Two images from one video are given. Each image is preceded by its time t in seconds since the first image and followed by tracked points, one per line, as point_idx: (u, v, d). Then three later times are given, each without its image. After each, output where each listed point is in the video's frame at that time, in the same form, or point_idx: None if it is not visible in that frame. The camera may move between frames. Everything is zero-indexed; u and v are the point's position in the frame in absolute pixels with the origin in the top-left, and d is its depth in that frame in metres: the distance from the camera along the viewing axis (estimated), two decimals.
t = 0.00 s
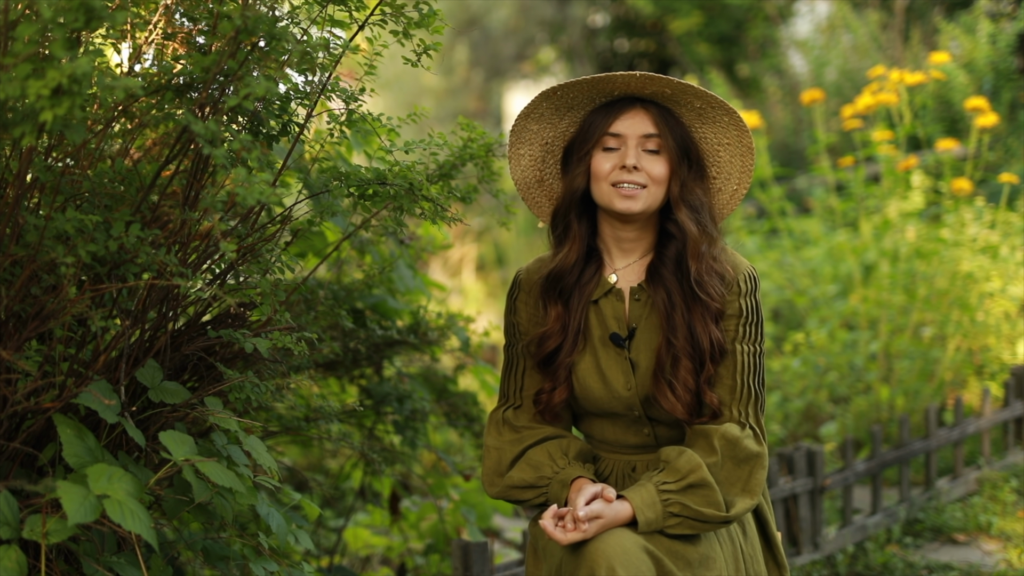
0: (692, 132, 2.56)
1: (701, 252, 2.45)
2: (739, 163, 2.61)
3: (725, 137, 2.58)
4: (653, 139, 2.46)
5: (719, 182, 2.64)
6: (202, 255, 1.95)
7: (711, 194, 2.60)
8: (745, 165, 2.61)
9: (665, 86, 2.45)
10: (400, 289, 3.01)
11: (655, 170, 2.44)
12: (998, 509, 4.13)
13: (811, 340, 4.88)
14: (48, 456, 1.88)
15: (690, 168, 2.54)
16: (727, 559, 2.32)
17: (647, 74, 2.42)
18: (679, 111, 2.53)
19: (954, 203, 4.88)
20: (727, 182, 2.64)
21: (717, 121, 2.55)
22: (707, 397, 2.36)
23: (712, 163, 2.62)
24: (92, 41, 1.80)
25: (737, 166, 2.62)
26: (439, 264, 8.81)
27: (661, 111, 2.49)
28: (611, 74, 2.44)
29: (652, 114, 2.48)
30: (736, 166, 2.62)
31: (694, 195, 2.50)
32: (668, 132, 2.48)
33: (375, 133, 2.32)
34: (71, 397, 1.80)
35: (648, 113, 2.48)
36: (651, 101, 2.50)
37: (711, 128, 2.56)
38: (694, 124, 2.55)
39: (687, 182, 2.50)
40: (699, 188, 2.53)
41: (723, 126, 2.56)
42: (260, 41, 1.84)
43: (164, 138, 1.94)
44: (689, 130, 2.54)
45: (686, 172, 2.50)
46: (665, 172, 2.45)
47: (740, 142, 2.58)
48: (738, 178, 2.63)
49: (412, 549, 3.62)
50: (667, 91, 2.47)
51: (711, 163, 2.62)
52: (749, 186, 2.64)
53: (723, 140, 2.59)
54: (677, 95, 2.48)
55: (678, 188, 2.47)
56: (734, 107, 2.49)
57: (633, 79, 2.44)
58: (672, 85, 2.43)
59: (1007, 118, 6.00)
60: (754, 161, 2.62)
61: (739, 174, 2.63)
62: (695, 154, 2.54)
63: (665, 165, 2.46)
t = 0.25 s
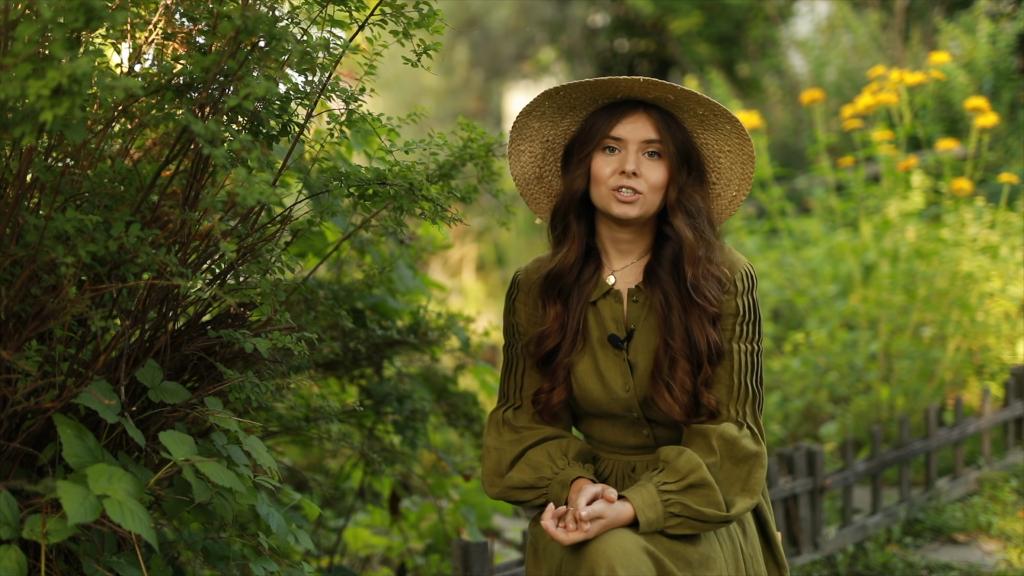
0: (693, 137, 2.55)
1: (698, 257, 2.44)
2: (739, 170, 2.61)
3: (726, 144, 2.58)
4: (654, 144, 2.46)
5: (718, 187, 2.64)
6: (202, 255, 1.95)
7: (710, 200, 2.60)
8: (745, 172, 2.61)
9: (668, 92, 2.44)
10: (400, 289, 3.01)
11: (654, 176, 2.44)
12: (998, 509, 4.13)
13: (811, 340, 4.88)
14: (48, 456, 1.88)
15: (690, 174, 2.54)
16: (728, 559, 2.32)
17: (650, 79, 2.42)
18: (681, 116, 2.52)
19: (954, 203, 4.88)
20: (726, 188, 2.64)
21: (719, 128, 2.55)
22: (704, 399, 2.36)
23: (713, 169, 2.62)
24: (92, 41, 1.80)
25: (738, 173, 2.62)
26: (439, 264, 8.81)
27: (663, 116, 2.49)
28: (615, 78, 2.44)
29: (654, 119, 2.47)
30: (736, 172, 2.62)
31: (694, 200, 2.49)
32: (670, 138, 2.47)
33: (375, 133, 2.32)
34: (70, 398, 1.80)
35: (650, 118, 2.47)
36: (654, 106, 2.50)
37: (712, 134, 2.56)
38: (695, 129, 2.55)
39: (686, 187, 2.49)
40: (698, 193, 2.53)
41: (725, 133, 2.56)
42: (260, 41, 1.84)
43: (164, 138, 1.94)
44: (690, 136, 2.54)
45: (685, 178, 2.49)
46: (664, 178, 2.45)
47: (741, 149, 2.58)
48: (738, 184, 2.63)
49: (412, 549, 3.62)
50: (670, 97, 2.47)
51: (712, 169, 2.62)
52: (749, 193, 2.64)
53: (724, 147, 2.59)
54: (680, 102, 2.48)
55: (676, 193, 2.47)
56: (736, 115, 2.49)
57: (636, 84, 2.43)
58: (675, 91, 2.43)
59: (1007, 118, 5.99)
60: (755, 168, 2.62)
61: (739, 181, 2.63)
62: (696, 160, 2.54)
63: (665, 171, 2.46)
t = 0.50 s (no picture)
0: (695, 139, 2.55)
1: (699, 258, 2.44)
2: (740, 171, 2.61)
3: (728, 145, 2.58)
4: (657, 147, 2.46)
5: (719, 188, 2.64)
6: (202, 255, 1.95)
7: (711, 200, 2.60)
8: (746, 173, 2.62)
9: (673, 95, 2.44)
10: (400, 289, 3.01)
11: (657, 179, 2.43)
12: (998, 509, 4.13)
13: (811, 340, 4.88)
14: (48, 456, 1.88)
15: (692, 175, 2.54)
16: (727, 558, 2.32)
17: (656, 83, 2.41)
18: (684, 118, 2.52)
19: (954, 203, 4.87)
20: (727, 189, 2.64)
21: (722, 130, 2.55)
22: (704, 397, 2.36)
23: (714, 170, 2.62)
24: (92, 41, 1.80)
25: (739, 174, 2.62)
26: (439, 264, 8.81)
27: (667, 119, 2.48)
28: (620, 82, 2.43)
29: (658, 122, 2.47)
30: (737, 174, 2.62)
31: (696, 202, 2.49)
32: (673, 141, 2.47)
33: (375, 133, 2.32)
34: (70, 398, 1.80)
35: (653, 121, 2.47)
36: (657, 108, 2.49)
37: (714, 136, 2.56)
38: (698, 131, 2.55)
39: (688, 189, 2.49)
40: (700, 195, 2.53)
41: (727, 135, 2.56)
42: (260, 41, 1.84)
43: (164, 138, 1.94)
44: (693, 138, 2.54)
45: (688, 180, 2.49)
46: (667, 180, 2.45)
47: (743, 151, 2.58)
48: (739, 185, 2.63)
49: (412, 549, 3.62)
50: (675, 101, 2.46)
51: (713, 169, 2.62)
52: (749, 194, 2.65)
53: (726, 148, 2.59)
54: (685, 105, 2.47)
55: (679, 195, 2.47)
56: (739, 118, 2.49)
57: (641, 87, 2.42)
58: (681, 95, 2.42)
59: (1007, 118, 5.99)
60: (756, 169, 2.62)
61: (740, 182, 2.63)
62: (699, 162, 2.54)
63: (668, 173, 2.45)
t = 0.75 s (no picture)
0: (693, 137, 2.55)
1: (699, 257, 2.44)
2: (739, 168, 2.61)
3: (726, 143, 2.58)
4: (655, 146, 2.46)
5: (718, 186, 2.64)
6: (202, 255, 1.95)
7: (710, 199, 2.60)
8: (745, 171, 2.61)
9: (669, 93, 2.44)
10: (400, 289, 3.01)
11: (656, 177, 2.43)
12: (998, 509, 4.13)
13: (811, 340, 4.88)
14: (48, 456, 1.88)
15: (690, 174, 2.53)
16: (727, 558, 2.32)
17: (652, 81, 2.41)
18: (682, 117, 2.52)
19: (954, 203, 4.87)
20: (726, 187, 2.64)
21: (719, 128, 2.54)
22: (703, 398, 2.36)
23: (713, 168, 2.62)
24: (92, 41, 1.80)
25: (738, 171, 2.62)
26: (439, 264, 8.81)
27: (664, 118, 2.48)
28: (616, 81, 2.43)
29: (655, 120, 2.47)
30: (736, 171, 2.62)
31: (695, 201, 2.49)
32: (671, 139, 2.47)
33: (375, 133, 2.32)
34: (70, 397, 1.80)
35: (650, 119, 2.47)
36: (654, 107, 2.49)
37: (712, 134, 2.56)
38: (696, 129, 2.55)
39: (687, 188, 2.49)
40: (699, 193, 2.53)
41: (725, 132, 2.56)
42: (260, 41, 1.84)
43: (164, 137, 1.94)
44: (690, 136, 2.54)
45: (686, 178, 2.49)
46: (665, 179, 2.45)
47: (741, 148, 2.58)
48: (738, 183, 2.63)
49: (412, 549, 3.62)
50: (671, 99, 2.46)
51: (711, 167, 2.62)
52: (748, 191, 2.65)
53: (724, 146, 2.58)
54: (681, 103, 2.47)
55: (678, 193, 2.47)
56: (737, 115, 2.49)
57: (637, 86, 2.43)
58: (677, 93, 2.42)
59: (1007, 118, 5.99)
60: (755, 167, 2.62)
61: (738, 179, 2.63)
62: (697, 159, 2.54)
63: (666, 171, 2.45)
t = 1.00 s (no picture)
0: (690, 132, 2.56)
1: (700, 253, 2.44)
2: (736, 162, 2.62)
3: (723, 136, 2.58)
4: (652, 140, 2.46)
5: (716, 181, 2.65)
6: (202, 255, 1.95)
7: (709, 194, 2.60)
8: (742, 164, 2.62)
9: (663, 86, 2.45)
10: (400, 289, 3.01)
11: (655, 171, 2.43)
12: (998, 509, 4.13)
13: (811, 340, 4.87)
14: (48, 456, 1.88)
15: (688, 168, 2.54)
16: (728, 558, 2.32)
17: (646, 74, 2.43)
18: (677, 111, 2.53)
19: (954, 203, 4.87)
20: (724, 181, 2.64)
21: (715, 121, 2.55)
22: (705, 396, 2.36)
23: (710, 163, 2.62)
24: (92, 41, 1.80)
25: (735, 165, 2.62)
26: (440, 264, 8.81)
27: (660, 112, 2.49)
28: (610, 76, 2.44)
29: (650, 115, 2.47)
30: (734, 166, 2.62)
31: (694, 196, 2.50)
32: (668, 133, 2.47)
33: (375, 133, 2.32)
34: (70, 398, 1.80)
35: (646, 115, 2.47)
36: (649, 102, 2.50)
37: (708, 128, 2.56)
38: (691, 123, 2.55)
39: (686, 182, 2.49)
40: (697, 188, 2.53)
41: (720, 125, 2.56)
42: (260, 41, 1.84)
43: (164, 137, 1.94)
44: (687, 130, 2.54)
45: (685, 172, 2.49)
46: (664, 173, 2.45)
47: (737, 140, 2.58)
48: (736, 177, 2.64)
49: (412, 549, 3.62)
50: (665, 91, 2.47)
51: (709, 162, 2.62)
52: (746, 185, 2.65)
53: (721, 140, 2.59)
54: (675, 95, 2.48)
55: (677, 189, 2.47)
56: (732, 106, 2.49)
57: (632, 80, 2.45)
58: (671, 84, 2.43)
59: (1007, 118, 5.99)
60: (752, 160, 2.62)
61: (736, 174, 2.63)
62: (694, 154, 2.54)
63: (665, 166, 2.46)
